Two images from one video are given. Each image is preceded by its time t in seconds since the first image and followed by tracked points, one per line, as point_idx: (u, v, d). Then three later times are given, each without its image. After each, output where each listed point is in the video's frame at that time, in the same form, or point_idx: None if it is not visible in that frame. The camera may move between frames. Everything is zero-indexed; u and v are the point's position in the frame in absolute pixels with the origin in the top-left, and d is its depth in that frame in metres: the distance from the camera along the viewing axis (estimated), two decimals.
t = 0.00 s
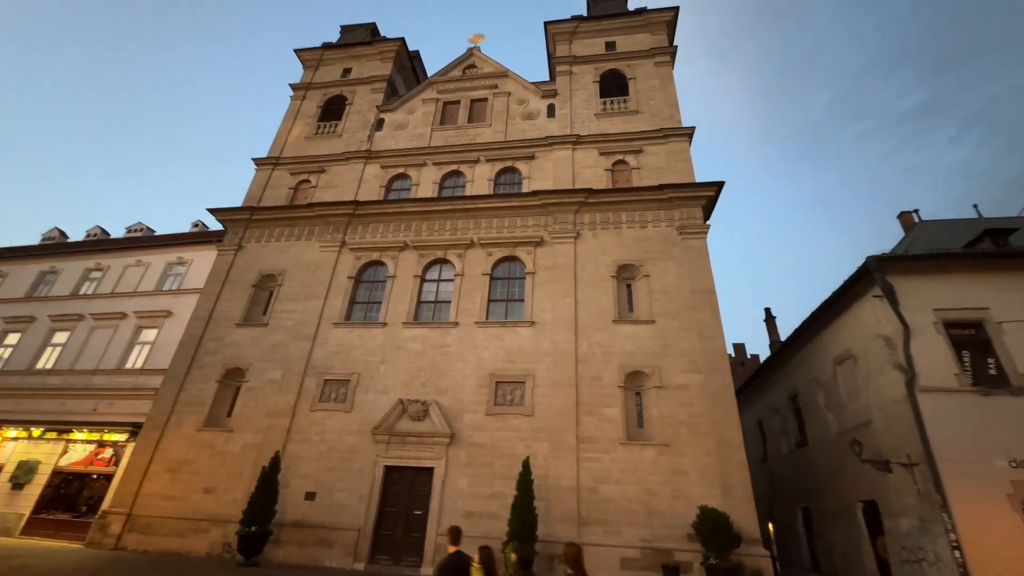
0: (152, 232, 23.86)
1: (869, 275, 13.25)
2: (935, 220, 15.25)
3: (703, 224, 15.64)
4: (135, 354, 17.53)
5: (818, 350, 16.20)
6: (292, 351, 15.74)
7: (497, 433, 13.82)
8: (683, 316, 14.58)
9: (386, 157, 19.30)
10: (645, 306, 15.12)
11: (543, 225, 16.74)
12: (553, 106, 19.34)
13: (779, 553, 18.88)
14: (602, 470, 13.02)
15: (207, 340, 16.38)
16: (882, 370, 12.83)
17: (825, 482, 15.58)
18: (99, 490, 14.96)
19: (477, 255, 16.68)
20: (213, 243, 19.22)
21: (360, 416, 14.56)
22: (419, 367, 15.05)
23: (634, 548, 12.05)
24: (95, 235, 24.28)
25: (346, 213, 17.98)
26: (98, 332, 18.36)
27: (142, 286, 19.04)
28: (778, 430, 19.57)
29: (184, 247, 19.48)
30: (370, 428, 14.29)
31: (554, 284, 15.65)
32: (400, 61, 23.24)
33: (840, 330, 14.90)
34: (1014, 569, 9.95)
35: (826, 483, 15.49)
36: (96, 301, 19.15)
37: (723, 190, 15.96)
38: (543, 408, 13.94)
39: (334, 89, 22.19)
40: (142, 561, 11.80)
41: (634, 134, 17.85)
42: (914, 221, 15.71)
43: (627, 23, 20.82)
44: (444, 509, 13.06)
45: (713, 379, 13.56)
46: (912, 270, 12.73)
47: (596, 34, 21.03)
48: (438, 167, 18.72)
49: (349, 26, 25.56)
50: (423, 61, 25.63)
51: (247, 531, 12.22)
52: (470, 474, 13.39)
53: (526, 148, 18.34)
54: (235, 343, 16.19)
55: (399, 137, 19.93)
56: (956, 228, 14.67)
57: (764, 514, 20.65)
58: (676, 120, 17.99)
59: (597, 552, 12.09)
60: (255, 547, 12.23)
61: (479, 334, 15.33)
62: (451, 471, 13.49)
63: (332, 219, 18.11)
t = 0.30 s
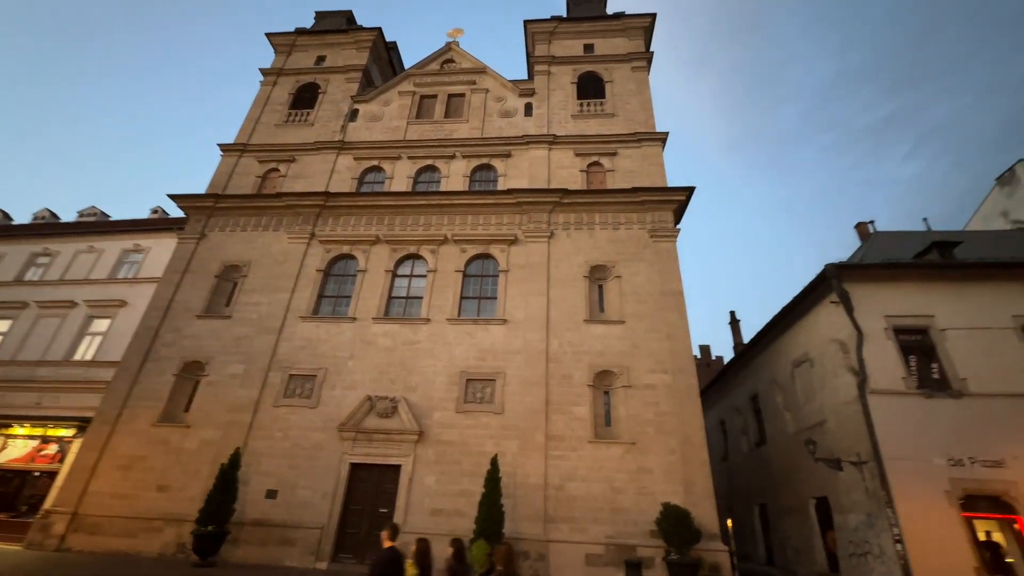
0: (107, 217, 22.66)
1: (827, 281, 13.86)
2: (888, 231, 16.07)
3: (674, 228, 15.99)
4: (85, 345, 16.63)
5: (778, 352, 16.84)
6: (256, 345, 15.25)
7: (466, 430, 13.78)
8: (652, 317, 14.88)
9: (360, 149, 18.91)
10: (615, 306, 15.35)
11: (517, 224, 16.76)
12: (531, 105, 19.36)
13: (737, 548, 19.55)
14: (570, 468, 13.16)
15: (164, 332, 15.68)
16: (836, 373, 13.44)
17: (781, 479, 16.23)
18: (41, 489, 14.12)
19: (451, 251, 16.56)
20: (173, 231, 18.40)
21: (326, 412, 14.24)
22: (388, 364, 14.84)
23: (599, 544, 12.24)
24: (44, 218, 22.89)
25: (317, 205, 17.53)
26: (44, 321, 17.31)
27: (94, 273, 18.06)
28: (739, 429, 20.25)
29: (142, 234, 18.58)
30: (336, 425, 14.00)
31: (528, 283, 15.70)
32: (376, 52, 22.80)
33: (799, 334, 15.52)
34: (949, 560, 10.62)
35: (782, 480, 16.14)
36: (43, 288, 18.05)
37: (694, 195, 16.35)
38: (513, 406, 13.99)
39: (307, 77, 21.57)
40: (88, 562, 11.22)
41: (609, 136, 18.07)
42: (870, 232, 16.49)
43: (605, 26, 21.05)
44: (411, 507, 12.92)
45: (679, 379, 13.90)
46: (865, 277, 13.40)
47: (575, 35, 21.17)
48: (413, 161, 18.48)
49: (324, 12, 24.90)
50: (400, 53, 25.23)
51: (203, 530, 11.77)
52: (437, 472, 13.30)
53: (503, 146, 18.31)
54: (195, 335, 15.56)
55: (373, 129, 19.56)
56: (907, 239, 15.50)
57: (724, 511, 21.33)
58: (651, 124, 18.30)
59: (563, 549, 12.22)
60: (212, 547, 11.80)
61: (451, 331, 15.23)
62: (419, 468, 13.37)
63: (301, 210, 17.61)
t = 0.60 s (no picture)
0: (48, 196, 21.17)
1: (782, 287, 14.52)
2: (839, 241, 16.96)
3: (642, 231, 16.33)
4: (20, 333, 15.49)
5: (736, 354, 17.50)
6: (211, 337, 14.61)
7: (430, 427, 13.66)
8: (618, 318, 15.16)
9: (328, 137, 18.38)
10: (583, 306, 15.54)
11: (488, 220, 16.71)
12: (505, 102, 19.32)
13: (691, 542, 20.20)
14: (533, 465, 13.27)
15: (110, 321, 14.79)
16: (788, 375, 14.10)
17: (734, 476, 16.88)
18: None
19: (420, 246, 16.36)
20: (123, 214, 17.36)
21: (285, 407, 13.79)
22: (352, 358, 14.52)
23: (559, 540, 12.41)
24: None
25: (281, 193, 16.93)
26: None
27: (32, 256, 16.83)
28: (697, 428, 20.92)
29: (87, 216, 17.44)
30: (295, 420, 13.59)
31: (496, 280, 15.69)
32: (348, 38, 22.18)
33: (755, 336, 16.19)
34: (884, 551, 11.36)
35: (735, 477, 16.79)
36: None
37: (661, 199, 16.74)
38: (479, 403, 13.96)
39: (273, 59, 20.76)
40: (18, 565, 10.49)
41: (581, 137, 18.25)
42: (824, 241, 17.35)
43: (581, 28, 21.23)
44: (371, 504, 12.71)
45: (642, 379, 14.23)
46: (817, 284, 14.12)
47: (550, 35, 21.26)
48: (383, 152, 18.11)
49: None
50: (372, 41, 24.64)
51: (147, 531, 11.18)
52: (400, 469, 13.13)
53: (476, 142, 18.20)
54: (144, 325, 14.76)
55: (343, 117, 19.03)
56: (856, 249, 16.41)
57: (680, 507, 22.00)
58: (622, 128, 18.60)
59: (524, 545, 12.31)
60: (157, 547, 11.23)
61: (418, 327, 15.05)
62: (381, 465, 13.16)
63: (264, 197, 16.96)
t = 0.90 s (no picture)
0: None
1: (733, 290, 15.23)
2: (786, 249, 17.96)
3: (604, 231, 16.65)
4: None
5: (687, 353, 18.21)
6: (152, 324, 13.75)
7: (386, 421, 13.43)
8: (578, 315, 15.42)
9: (286, 119, 17.62)
10: (544, 303, 15.69)
11: (451, 214, 16.55)
12: (473, 95, 19.15)
13: (640, 534, 20.91)
14: (490, 460, 13.32)
15: (36, 304, 13.63)
16: (735, 374, 14.82)
17: (682, 470, 17.59)
18: None
19: (381, 237, 16.01)
20: (53, 189, 16.01)
21: (231, 400, 13.16)
22: (306, 350, 14.04)
23: (513, 533, 12.53)
24: None
25: (234, 175, 16.11)
26: None
27: None
28: (649, 424, 21.63)
29: (11, 190, 15.97)
30: (242, 414, 13.00)
31: (458, 274, 15.59)
32: (311, 17, 21.30)
33: (706, 337, 16.90)
34: (814, 540, 12.16)
35: (683, 471, 17.49)
36: None
37: (623, 201, 17.10)
38: (437, 397, 13.85)
39: (229, 33, 19.65)
40: None
41: (548, 136, 18.34)
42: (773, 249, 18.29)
43: (551, 27, 21.29)
44: (322, 500, 12.36)
45: (599, 376, 14.55)
46: (765, 288, 14.91)
47: (521, 31, 21.21)
48: (345, 139, 17.56)
49: None
50: (337, 23, 23.80)
51: (73, 530, 10.40)
52: (353, 464, 12.84)
53: (442, 134, 17.94)
54: (75, 310, 13.70)
55: (303, 99, 18.29)
56: (800, 257, 17.43)
57: (631, 500, 22.71)
58: (588, 129, 18.84)
59: (478, 540, 12.35)
60: (85, 548, 10.46)
61: (376, 319, 14.74)
62: (333, 460, 12.81)
63: (214, 178, 16.08)
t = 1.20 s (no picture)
0: None
1: (684, 292, 15.87)
2: (734, 254, 18.88)
3: (564, 229, 16.86)
4: None
5: (639, 351, 18.81)
6: (79, 306, 12.71)
7: (337, 414, 13.06)
8: (535, 311, 15.55)
9: (239, 95, 16.67)
10: (503, 297, 15.71)
11: (412, 204, 16.24)
12: (438, 85, 18.81)
13: (587, 526, 21.50)
14: (443, 453, 13.25)
15: None
16: (682, 372, 15.47)
17: (630, 464, 18.20)
18: None
19: (338, 224, 15.51)
20: None
21: (168, 389, 12.37)
22: (252, 339, 13.40)
23: (464, 527, 12.54)
24: None
25: (178, 150, 15.11)
26: None
27: None
28: (600, 419, 22.23)
29: None
30: (180, 404, 12.25)
31: (417, 266, 15.35)
32: None
33: (657, 336, 17.52)
34: (748, 529, 12.93)
35: (631, 465, 18.11)
36: None
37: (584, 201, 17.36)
38: (390, 390, 13.61)
39: None
40: None
41: (513, 131, 18.29)
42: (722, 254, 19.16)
43: (520, 21, 21.20)
44: (266, 495, 11.87)
45: (554, 372, 14.77)
46: (713, 291, 15.62)
47: (490, 23, 21.00)
48: (302, 120, 16.82)
49: None
50: None
51: None
52: (300, 457, 12.40)
53: (405, 121, 17.53)
54: None
55: (258, 75, 17.35)
56: (747, 263, 18.38)
57: (580, 493, 23.28)
58: (552, 127, 18.95)
59: (428, 534, 12.27)
60: None
61: (330, 309, 14.27)
62: (279, 454, 12.33)
63: (156, 153, 15.02)
